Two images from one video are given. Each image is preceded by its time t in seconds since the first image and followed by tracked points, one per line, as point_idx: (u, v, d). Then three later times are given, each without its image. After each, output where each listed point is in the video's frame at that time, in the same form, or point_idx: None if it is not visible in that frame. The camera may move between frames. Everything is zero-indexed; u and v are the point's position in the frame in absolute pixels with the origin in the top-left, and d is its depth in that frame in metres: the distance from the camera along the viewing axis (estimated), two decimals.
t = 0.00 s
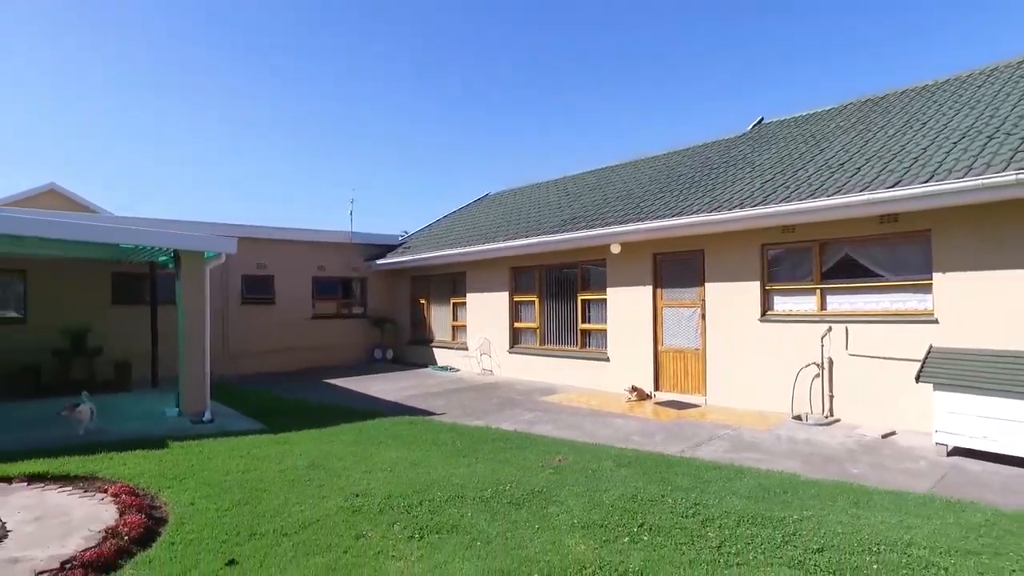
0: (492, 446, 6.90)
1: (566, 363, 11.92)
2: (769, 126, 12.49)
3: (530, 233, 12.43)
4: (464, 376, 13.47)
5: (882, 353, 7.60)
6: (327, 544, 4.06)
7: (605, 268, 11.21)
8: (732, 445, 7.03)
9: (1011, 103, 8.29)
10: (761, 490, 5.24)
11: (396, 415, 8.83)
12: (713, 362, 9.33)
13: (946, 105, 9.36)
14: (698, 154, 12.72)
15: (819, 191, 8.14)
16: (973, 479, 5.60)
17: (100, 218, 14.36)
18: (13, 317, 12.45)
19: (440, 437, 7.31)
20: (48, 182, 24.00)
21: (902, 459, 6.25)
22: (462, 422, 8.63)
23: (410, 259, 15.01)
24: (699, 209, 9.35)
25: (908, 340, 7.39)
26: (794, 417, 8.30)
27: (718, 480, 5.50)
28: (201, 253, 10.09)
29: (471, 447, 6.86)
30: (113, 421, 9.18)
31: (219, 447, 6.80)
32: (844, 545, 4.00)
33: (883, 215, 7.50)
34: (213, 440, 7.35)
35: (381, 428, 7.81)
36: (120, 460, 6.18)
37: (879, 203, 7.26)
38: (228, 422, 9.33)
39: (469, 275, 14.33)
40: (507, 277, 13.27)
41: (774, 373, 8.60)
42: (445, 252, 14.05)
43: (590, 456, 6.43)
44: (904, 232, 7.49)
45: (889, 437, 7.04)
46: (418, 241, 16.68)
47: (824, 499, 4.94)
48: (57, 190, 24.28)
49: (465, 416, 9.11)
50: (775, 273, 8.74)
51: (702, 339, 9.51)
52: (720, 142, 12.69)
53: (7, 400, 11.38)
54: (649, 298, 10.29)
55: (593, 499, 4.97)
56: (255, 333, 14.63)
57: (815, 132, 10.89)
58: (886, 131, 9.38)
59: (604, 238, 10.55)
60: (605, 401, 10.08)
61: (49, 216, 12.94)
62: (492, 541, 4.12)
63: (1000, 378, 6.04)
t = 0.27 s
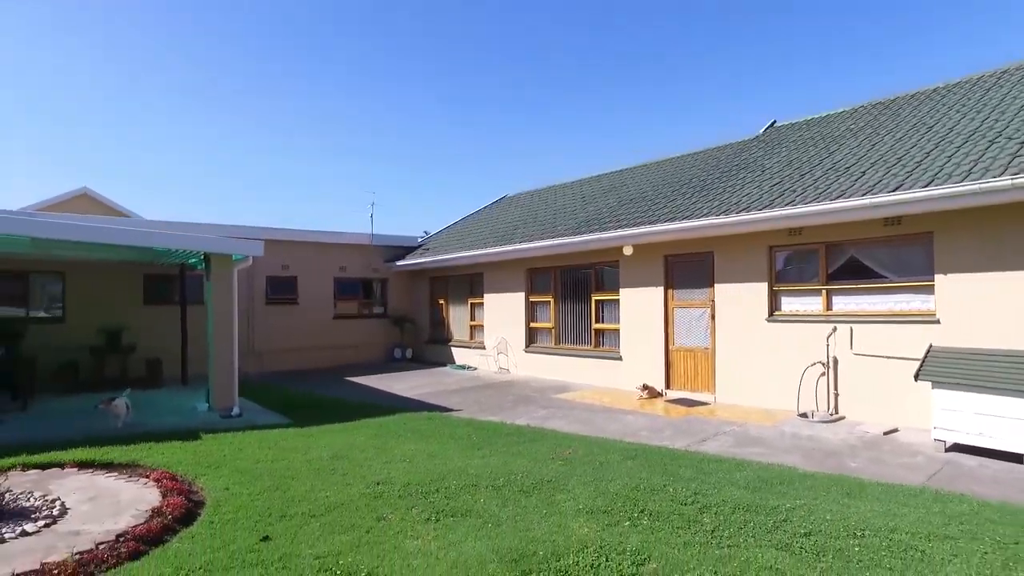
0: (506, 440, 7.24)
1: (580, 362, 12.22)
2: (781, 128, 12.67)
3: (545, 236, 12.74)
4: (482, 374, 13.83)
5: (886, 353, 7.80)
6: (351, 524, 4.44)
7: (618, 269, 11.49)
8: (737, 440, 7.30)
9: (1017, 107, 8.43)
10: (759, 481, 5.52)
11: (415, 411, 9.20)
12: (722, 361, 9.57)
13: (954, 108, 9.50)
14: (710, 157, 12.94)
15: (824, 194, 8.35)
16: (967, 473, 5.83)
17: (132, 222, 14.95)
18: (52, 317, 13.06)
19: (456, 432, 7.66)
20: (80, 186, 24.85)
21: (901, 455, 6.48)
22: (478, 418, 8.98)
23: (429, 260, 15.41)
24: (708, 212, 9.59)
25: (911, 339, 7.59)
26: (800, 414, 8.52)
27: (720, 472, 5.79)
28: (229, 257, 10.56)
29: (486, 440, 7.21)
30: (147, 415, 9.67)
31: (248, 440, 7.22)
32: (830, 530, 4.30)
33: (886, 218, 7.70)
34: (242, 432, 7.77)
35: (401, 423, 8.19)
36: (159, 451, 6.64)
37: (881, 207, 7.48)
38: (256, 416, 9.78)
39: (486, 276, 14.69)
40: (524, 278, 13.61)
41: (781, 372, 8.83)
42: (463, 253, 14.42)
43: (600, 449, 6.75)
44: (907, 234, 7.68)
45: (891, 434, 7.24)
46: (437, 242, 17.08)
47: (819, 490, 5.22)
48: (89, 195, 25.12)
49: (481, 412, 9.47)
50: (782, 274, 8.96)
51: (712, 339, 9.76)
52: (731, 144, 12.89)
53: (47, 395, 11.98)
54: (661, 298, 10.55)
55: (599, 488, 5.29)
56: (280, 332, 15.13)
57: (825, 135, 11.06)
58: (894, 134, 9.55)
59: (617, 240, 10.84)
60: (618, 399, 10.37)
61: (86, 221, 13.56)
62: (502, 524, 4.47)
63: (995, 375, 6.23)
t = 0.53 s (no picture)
0: (518, 433, 7.62)
1: (591, 360, 12.56)
2: (790, 131, 12.91)
3: (558, 237, 13.09)
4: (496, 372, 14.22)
5: (885, 350, 8.06)
6: (374, 504, 4.85)
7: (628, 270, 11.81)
8: (739, 434, 7.61)
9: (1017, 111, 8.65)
10: (757, 470, 5.85)
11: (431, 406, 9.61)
12: (729, 359, 9.87)
13: (957, 112, 9.72)
14: (719, 159, 13.21)
15: (826, 197, 8.63)
16: (957, 464, 6.11)
17: (159, 224, 15.53)
18: (85, 316, 13.68)
19: (471, 425, 8.05)
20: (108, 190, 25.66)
21: (896, 448, 6.76)
22: (492, 413, 9.36)
23: (445, 261, 15.83)
24: (715, 214, 9.89)
25: (909, 337, 7.85)
26: (804, 410, 8.80)
27: (719, 462, 6.12)
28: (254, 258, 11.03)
29: (500, 433, 7.59)
30: (177, 409, 10.18)
31: (275, 431, 7.66)
32: (817, 512, 4.64)
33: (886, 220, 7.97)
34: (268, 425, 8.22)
35: (418, 417, 8.58)
36: (193, 440, 7.10)
37: (880, 209, 7.76)
38: (280, 411, 10.24)
39: (501, 276, 15.08)
40: (537, 279, 13.97)
41: (785, 369, 9.11)
42: (477, 254, 14.81)
43: (607, 441, 7.10)
44: (906, 236, 7.94)
45: (889, 428, 7.51)
46: (452, 243, 17.50)
47: (812, 478, 5.55)
48: (116, 198, 25.93)
49: (495, 408, 9.85)
50: (786, 274, 9.24)
51: (718, 337, 10.06)
52: (740, 147, 13.16)
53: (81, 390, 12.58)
54: (669, 298, 10.87)
55: (604, 476, 5.65)
56: (301, 330, 15.63)
57: (831, 137, 11.30)
58: (897, 137, 9.79)
59: (626, 241, 11.17)
60: (627, 395, 10.70)
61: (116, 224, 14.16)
62: (513, 505, 4.86)
63: (985, 370, 6.50)
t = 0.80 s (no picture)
0: (529, 428, 7.97)
1: (601, 359, 12.88)
2: (797, 135, 13.15)
3: (569, 240, 13.43)
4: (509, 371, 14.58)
5: (884, 350, 8.31)
6: (393, 491, 5.23)
7: (637, 272, 12.12)
8: (741, 431, 7.91)
9: (1016, 117, 8.86)
10: (754, 464, 6.16)
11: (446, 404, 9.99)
12: (734, 358, 10.15)
13: (958, 117, 9.94)
14: (727, 163, 13.47)
15: (827, 201, 8.90)
16: (949, 459, 6.38)
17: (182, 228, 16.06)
18: (112, 317, 14.23)
19: (484, 421, 8.42)
20: (131, 193, 26.36)
21: (892, 444, 7.02)
22: (504, 410, 9.72)
23: (459, 263, 16.23)
24: (720, 218, 10.18)
25: (908, 338, 8.09)
26: (806, 408, 9.07)
27: (719, 457, 6.44)
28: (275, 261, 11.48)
29: (511, 429, 7.94)
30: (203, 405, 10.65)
31: (297, 426, 8.08)
32: (806, 501, 4.96)
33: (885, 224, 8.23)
34: (291, 420, 8.64)
35: (434, 414, 8.96)
36: (222, 434, 7.54)
37: (878, 214, 8.02)
38: (300, 407, 10.67)
39: (514, 278, 15.45)
40: (549, 281, 14.31)
41: (788, 368, 9.39)
42: (491, 256, 15.19)
43: (614, 437, 7.44)
44: (905, 239, 8.20)
45: (887, 426, 7.77)
46: (466, 245, 17.89)
47: (806, 471, 5.86)
48: (139, 202, 26.63)
49: (507, 405, 10.21)
50: (790, 276, 9.50)
51: (724, 337, 10.35)
52: (748, 150, 13.42)
53: (111, 387, 13.12)
54: (677, 299, 11.16)
55: (608, 467, 5.99)
56: (319, 331, 16.10)
57: (836, 142, 11.54)
58: (899, 143, 10.02)
59: (634, 244, 11.47)
60: (636, 394, 11.01)
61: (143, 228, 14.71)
62: (522, 493, 5.22)
63: (977, 368, 6.76)
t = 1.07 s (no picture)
0: (541, 424, 8.32)
1: (613, 359, 13.18)
2: (807, 139, 13.36)
3: (582, 243, 13.76)
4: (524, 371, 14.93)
5: (887, 350, 8.54)
6: (412, 479, 5.61)
7: (648, 274, 12.41)
8: (746, 427, 8.19)
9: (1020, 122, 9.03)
10: (756, 457, 6.45)
11: (462, 401, 10.36)
12: (742, 358, 10.42)
13: (964, 122, 10.11)
14: (738, 166, 13.70)
15: (833, 205, 9.14)
16: (945, 454, 6.62)
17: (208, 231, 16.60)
18: (143, 317, 14.80)
19: (499, 418, 8.77)
20: (155, 198, 27.11)
21: (892, 441, 7.27)
22: (518, 407, 10.08)
23: (475, 265, 16.61)
24: (729, 222, 10.45)
25: (910, 337, 8.32)
26: (812, 407, 9.31)
27: (722, 451, 6.73)
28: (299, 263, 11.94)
29: (524, 424, 8.29)
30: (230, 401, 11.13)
31: (321, 420, 8.50)
32: (800, 490, 5.26)
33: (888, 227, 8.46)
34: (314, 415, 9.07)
35: (451, 410, 9.34)
36: (251, 428, 7.98)
37: (881, 218, 8.26)
38: (322, 404, 11.11)
39: (528, 279, 15.80)
40: (562, 283, 14.64)
41: (794, 368, 9.63)
42: (506, 259, 15.55)
43: (622, 432, 7.76)
44: (908, 242, 8.42)
45: (888, 423, 8.01)
46: (483, 248, 18.27)
47: (804, 464, 6.14)
48: (163, 206, 27.39)
49: (522, 403, 10.56)
50: (796, 278, 9.75)
51: (733, 338, 10.62)
52: (759, 154, 13.65)
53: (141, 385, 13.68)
54: (687, 301, 11.44)
55: (616, 460, 6.32)
56: (340, 331, 16.57)
57: (845, 146, 11.75)
58: (906, 147, 10.22)
59: (645, 247, 11.77)
60: (647, 392, 11.30)
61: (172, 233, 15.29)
62: (532, 481, 5.58)
63: (973, 367, 6.98)
